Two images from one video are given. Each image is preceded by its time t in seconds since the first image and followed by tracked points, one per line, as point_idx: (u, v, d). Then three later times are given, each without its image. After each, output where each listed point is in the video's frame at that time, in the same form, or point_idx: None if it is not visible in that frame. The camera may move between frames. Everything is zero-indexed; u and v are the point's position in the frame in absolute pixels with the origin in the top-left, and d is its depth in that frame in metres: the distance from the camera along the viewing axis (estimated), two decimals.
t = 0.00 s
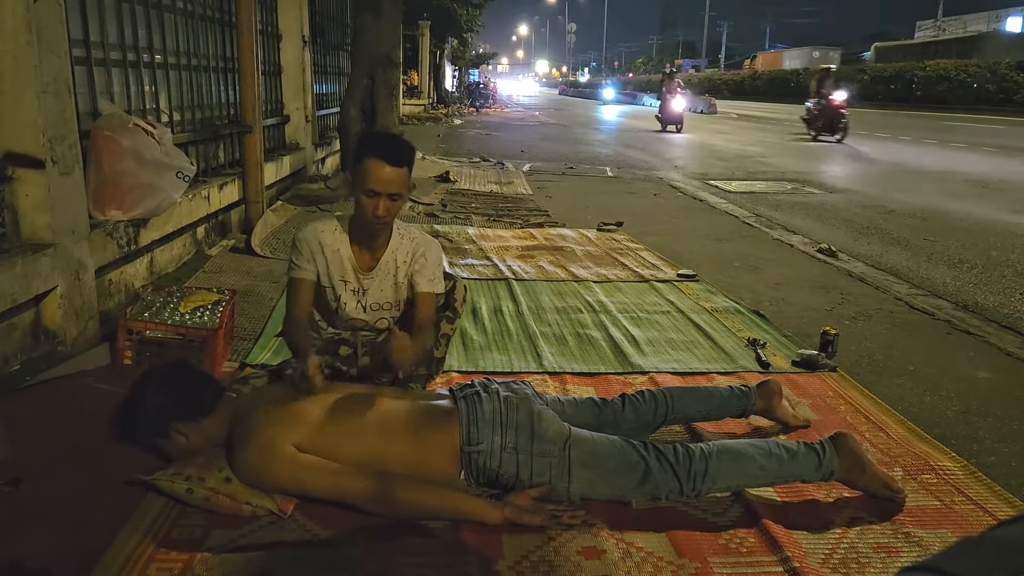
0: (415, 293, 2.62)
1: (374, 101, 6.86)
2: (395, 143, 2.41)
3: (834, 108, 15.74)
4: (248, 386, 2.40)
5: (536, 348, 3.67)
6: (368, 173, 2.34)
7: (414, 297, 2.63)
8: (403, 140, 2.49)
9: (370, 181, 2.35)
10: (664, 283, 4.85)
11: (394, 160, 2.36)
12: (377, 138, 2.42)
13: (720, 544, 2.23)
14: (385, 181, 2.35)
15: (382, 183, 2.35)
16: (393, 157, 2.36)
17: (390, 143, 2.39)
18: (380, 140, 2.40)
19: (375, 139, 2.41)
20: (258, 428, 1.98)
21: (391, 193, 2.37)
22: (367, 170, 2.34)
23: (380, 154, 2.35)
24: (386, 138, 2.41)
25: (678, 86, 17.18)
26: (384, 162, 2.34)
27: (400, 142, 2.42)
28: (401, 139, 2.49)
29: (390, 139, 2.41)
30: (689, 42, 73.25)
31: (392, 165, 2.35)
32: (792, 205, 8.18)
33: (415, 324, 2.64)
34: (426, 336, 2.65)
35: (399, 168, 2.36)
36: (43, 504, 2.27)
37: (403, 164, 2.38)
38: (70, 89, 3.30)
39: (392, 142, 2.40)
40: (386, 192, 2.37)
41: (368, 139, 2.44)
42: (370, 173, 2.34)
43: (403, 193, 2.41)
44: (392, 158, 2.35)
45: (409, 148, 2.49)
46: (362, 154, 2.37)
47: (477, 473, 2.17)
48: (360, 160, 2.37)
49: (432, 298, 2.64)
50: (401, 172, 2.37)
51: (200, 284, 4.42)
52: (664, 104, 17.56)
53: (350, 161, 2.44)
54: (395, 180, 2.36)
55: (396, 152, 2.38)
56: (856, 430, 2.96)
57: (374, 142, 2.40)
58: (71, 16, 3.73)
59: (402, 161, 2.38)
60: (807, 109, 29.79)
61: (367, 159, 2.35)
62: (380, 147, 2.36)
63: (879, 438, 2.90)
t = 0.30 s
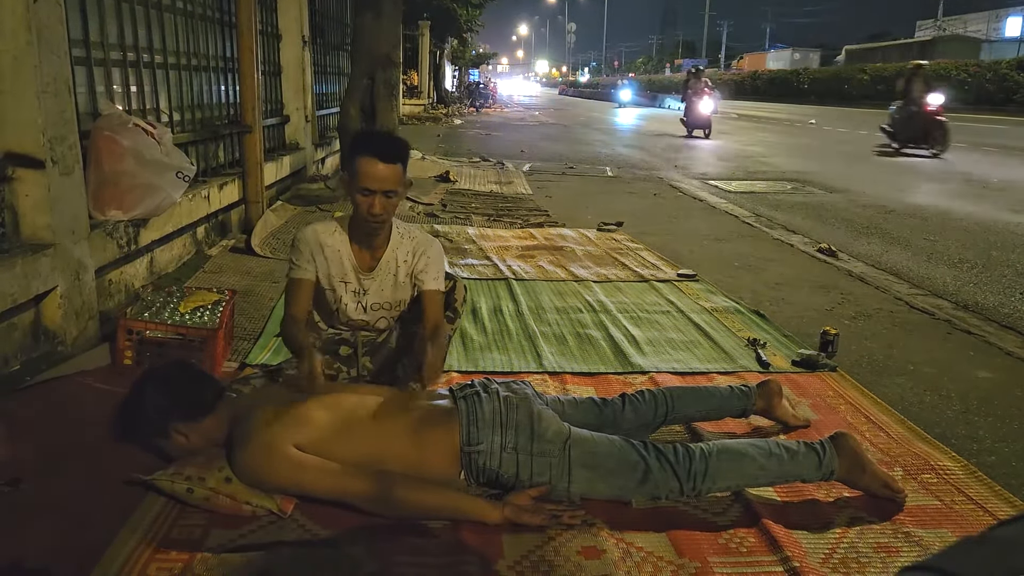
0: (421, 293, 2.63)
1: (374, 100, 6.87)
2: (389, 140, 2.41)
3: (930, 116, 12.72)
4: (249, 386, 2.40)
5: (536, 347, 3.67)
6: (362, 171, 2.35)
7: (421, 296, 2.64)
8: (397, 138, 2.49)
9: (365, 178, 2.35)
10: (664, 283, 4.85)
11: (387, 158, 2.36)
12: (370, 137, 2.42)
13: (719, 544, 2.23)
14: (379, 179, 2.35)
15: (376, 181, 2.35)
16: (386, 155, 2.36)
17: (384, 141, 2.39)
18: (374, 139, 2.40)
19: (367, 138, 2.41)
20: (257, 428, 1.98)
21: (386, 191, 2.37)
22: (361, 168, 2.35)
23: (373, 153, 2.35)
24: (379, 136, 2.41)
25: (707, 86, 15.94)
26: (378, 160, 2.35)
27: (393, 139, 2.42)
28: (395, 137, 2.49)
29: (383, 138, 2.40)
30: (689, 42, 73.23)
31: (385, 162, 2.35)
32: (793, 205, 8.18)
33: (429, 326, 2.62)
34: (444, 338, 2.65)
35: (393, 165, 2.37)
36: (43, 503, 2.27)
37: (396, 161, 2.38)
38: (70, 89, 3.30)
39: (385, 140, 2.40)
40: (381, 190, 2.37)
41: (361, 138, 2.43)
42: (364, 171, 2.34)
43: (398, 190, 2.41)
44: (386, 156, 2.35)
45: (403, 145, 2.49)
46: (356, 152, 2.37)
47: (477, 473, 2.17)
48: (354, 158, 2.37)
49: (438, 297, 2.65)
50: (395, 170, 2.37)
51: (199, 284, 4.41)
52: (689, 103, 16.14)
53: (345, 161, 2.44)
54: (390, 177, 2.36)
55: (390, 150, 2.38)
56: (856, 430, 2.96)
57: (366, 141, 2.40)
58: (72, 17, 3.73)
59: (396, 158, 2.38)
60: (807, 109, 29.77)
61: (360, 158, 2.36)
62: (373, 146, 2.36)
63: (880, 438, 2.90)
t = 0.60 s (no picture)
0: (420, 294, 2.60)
1: (374, 100, 6.87)
2: (380, 140, 2.40)
3: None
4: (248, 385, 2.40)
5: (536, 347, 3.67)
6: (352, 173, 2.35)
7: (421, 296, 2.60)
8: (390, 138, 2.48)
9: (354, 180, 2.35)
10: (664, 283, 4.86)
11: (376, 158, 2.35)
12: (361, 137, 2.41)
13: (719, 544, 2.23)
14: (369, 180, 2.34)
15: (365, 182, 2.35)
16: (375, 156, 2.35)
17: (374, 142, 2.38)
18: (363, 139, 2.39)
19: (357, 138, 2.40)
20: (257, 427, 1.98)
21: (375, 192, 2.37)
22: (350, 169, 2.35)
23: (362, 154, 2.34)
24: (370, 136, 2.40)
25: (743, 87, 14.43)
26: (367, 162, 2.34)
27: (385, 140, 2.41)
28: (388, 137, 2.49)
29: (372, 138, 2.39)
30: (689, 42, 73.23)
31: (376, 163, 2.34)
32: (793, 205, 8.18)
33: (430, 322, 2.57)
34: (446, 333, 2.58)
35: (383, 165, 2.36)
36: (43, 503, 2.27)
37: (386, 161, 2.37)
38: (70, 89, 3.30)
39: (375, 140, 2.39)
40: (369, 191, 2.36)
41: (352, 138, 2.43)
42: (353, 173, 2.34)
43: (389, 191, 2.40)
44: (376, 157, 2.35)
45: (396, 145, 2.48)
46: (346, 153, 2.37)
47: (477, 473, 2.17)
48: (345, 159, 2.37)
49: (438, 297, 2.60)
50: (385, 170, 2.36)
51: (199, 284, 4.42)
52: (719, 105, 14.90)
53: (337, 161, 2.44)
54: (381, 178, 2.35)
55: (381, 150, 2.37)
56: (856, 430, 2.96)
57: (356, 141, 2.39)
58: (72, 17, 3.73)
59: (386, 158, 2.37)
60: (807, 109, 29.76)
61: (351, 159, 2.35)
62: (362, 147, 2.35)
63: (880, 438, 2.91)
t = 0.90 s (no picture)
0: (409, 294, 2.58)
1: (374, 101, 6.87)
2: (371, 140, 2.39)
3: None
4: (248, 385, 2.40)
5: (537, 347, 3.67)
6: (342, 175, 2.34)
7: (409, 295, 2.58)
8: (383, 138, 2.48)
9: (344, 182, 2.35)
10: (664, 283, 4.86)
11: (366, 160, 2.34)
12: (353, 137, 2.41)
13: (719, 544, 2.23)
14: (359, 182, 2.34)
15: (355, 184, 2.35)
16: (366, 157, 2.34)
17: (365, 142, 2.38)
18: (354, 140, 2.38)
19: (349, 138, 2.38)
20: (257, 427, 1.98)
21: (365, 194, 2.37)
22: (340, 171, 2.34)
23: (352, 155, 2.34)
24: (361, 136, 2.39)
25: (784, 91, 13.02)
26: (358, 163, 2.33)
27: (376, 140, 2.40)
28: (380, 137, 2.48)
29: (363, 138, 2.38)
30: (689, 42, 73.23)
31: (366, 165, 2.34)
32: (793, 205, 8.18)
33: (414, 323, 2.55)
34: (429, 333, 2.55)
35: (374, 167, 2.35)
36: (42, 503, 2.27)
37: (377, 162, 2.37)
38: (71, 89, 3.30)
39: (366, 141, 2.38)
40: (359, 193, 2.36)
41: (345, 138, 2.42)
42: (343, 174, 2.34)
43: (380, 192, 2.40)
44: (366, 158, 2.34)
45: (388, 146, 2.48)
46: (337, 154, 2.37)
47: (476, 472, 2.17)
48: (336, 160, 2.37)
49: (429, 296, 2.58)
50: (375, 171, 2.36)
51: (200, 284, 4.41)
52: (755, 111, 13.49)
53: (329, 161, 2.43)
54: (371, 179, 2.35)
55: (372, 151, 2.37)
56: (857, 430, 2.96)
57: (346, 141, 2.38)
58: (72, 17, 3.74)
59: (377, 158, 2.37)
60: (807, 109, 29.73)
61: (340, 161, 2.35)
62: (352, 148, 2.35)
63: (880, 438, 2.91)
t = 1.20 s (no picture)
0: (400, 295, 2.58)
1: (374, 100, 6.86)
2: (371, 140, 2.38)
3: None
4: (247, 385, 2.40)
5: (536, 347, 3.67)
6: (342, 174, 2.34)
7: (400, 295, 2.58)
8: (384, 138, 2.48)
9: (343, 179, 2.35)
10: (664, 283, 4.86)
11: (366, 159, 2.34)
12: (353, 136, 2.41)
13: (719, 544, 2.23)
14: (358, 181, 2.35)
15: (354, 183, 2.35)
16: (365, 157, 2.34)
17: (365, 142, 2.38)
18: (354, 138, 2.37)
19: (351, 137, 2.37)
20: (257, 426, 1.98)
21: (364, 193, 2.37)
22: (339, 169, 2.34)
23: (352, 154, 2.34)
24: (362, 136, 2.39)
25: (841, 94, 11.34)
26: (357, 162, 2.34)
27: (376, 140, 2.40)
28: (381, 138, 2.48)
29: (364, 138, 2.37)
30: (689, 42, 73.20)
31: (365, 164, 2.34)
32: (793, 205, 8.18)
33: (401, 324, 2.56)
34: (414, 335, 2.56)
35: (372, 166, 2.35)
36: (42, 502, 2.27)
37: (376, 163, 2.37)
38: (71, 89, 3.30)
39: (366, 141, 2.38)
40: (356, 191, 2.36)
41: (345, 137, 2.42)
42: (342, 173, 2.34)
43: (378, 192, 2.40)
44: (365, 157, 2.34)
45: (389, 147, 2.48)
46: (336, 152, 2.37)
47: (476, 472, 2.18)
48: (334, 158, 2.37)
49: (419, 297, 2.59)
50: (374, 171, 2.36)
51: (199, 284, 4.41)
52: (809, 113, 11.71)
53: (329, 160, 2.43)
54: (369, 179, 2.36)
55: (372, 151, 2.37)
56: (856, 430, 2.96)
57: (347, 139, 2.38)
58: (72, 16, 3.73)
59: (374, 158, 2.37)
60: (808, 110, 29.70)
61: (340, 159, 2.35)
62: (351, 147, 2.35)
63: (880, 438, 2.91)
